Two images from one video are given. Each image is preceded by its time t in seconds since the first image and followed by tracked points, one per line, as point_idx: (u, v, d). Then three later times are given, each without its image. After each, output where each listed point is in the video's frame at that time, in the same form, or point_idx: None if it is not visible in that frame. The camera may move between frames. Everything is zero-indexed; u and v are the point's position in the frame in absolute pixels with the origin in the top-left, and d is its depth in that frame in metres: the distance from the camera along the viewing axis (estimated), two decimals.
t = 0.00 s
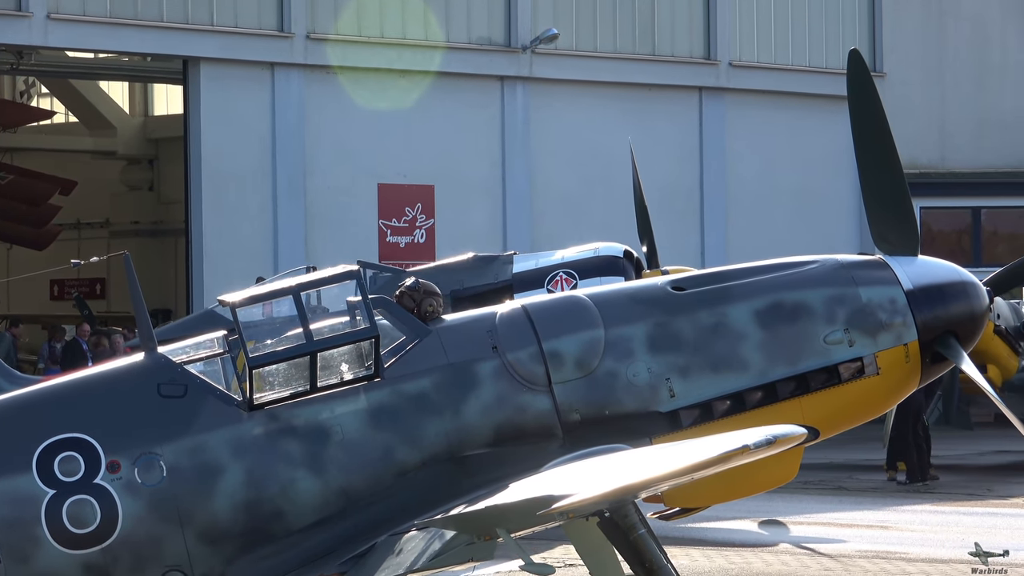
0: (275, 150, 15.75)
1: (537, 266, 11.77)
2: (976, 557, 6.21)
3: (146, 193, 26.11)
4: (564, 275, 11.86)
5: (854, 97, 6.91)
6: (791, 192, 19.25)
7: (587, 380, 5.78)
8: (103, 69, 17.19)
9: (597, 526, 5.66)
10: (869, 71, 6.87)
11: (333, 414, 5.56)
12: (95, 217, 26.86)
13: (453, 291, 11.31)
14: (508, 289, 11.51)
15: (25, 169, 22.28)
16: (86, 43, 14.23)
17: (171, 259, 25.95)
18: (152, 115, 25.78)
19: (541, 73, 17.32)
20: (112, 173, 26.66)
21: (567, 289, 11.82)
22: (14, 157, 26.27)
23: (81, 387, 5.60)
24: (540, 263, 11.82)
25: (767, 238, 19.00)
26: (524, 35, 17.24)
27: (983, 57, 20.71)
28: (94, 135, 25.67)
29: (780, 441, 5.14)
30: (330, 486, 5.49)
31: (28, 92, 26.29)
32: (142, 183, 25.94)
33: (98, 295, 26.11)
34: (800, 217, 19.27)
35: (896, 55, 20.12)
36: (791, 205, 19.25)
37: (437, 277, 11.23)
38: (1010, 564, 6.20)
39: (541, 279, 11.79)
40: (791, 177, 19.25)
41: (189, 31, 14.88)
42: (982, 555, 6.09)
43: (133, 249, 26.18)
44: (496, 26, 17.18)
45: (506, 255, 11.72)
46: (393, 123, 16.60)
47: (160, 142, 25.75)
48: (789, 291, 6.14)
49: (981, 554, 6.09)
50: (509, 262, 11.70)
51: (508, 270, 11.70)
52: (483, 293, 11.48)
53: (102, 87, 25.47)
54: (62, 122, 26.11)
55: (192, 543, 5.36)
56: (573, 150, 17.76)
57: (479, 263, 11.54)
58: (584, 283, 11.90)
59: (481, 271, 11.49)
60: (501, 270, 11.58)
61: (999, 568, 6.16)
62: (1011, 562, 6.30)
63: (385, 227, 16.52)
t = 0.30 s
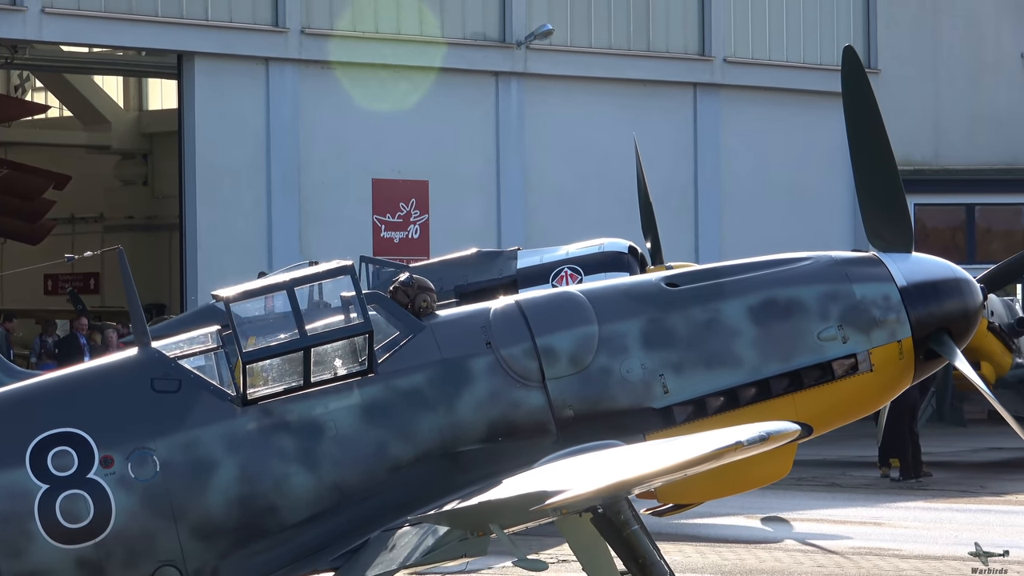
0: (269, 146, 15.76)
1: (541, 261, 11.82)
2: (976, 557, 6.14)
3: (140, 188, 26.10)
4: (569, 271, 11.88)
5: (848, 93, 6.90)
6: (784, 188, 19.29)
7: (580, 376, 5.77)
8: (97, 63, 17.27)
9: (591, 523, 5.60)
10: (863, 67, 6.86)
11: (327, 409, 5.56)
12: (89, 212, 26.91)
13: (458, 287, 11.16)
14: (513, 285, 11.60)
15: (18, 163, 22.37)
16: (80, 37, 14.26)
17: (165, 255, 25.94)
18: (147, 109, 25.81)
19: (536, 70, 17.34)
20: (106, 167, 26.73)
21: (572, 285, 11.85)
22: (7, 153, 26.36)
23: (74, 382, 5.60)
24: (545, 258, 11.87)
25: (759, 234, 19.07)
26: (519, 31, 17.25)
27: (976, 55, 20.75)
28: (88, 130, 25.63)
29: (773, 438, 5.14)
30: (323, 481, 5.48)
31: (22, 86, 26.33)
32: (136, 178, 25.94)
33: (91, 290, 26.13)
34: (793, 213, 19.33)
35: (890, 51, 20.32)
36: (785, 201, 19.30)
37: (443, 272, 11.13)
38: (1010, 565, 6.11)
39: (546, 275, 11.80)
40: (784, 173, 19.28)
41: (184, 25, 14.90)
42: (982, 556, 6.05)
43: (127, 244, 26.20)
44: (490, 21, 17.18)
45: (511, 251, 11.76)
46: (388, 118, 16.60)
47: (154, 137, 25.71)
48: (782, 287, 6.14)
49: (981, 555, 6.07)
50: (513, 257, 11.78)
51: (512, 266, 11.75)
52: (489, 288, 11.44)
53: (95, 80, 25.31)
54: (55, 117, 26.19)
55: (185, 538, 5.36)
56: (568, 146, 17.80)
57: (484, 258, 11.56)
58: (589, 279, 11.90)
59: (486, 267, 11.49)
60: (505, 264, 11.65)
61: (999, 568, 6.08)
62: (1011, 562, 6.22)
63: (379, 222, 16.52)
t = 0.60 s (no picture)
0: (264, 142, 15.79)
1: (546, 256, 11.99)
2: (977, 557, 5.99)
3: (136, 184, 26.12)
4: (575, 266, 12.06)
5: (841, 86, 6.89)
6: (778, 183, 19.32)
7: (575, 370, 5.79)
8: (92, 60, 17.41)
9: (586, 517, 5.69)
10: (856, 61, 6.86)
11: (323, 404, 5.57)
12: (86, 208, 26.97)
13: (464, 281, 10.97)
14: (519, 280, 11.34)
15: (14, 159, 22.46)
16: (73, 32, 14.25)
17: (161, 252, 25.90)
18: (142, 105, 25.99)
19: (530, 65, 17.32)
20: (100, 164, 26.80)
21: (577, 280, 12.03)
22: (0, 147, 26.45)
23: (71, 377, 5.61)
24: (552, 253, 12.04)
25: (754, 229, 19.09)
26: (514, 26, 17.23)
27: (971, 52, 20.60)
28: (83, 127, 26.01)
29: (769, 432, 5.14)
30: (319, 476, 5.51)
31: (19, 83, 26.32)
32: (132, 175, 26.00)
33: (90, 286, 26.20)
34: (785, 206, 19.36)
35: (884, 46, 20.17)
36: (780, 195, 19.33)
37: (449, 267, 10.91)
38: (1011, 564, 5.95)
39: (552, 269, 12.01)
40: (777, 167, 19.30)
41: (180, 21, 14.90)
42: (982, 555, 5.97)
43: (124, 240, 26.30)
44: (485, 17, 17.16)
45: (516, 245, 11.41)
46: (382, 114, 16.62)
47: (149, 133, 25.92)
48: (777, 282, 6.15)
49: (981, 552, 5.99)
50: (519, 252, 11.43)
51: (518, 261, 11.42)
52: (491, 283, 11.15)
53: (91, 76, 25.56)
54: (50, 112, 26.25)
55: (182, 532, 5.39)
56: (563, 141, 17.79)
57: (489, 254, 11.25)
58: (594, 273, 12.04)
59: (490, 262, 11.20)
60: (511, 260, 11.33)
61: (999, 567, 5.92)
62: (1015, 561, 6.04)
63: (373, 218, 16.57)
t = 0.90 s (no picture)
0: (287, 153, 17.89)
1: (549, 256, 12.76)
2: (976, 558, 6.27)
3: (172, 194, 27.55)
4: (574, 265, 12.82)
5: (803, 100, 7.56)
6: (746, 193, 21.96)
7: (565, 358, 6.47)
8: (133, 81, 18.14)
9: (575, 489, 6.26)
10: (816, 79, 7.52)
11: (340, 388, 6.25)
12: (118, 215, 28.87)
13: (474, 279, 11.57)
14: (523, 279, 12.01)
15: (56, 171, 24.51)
16: (120, 57, 16.27)
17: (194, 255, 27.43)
18: (178, 122, 26.84)
19: (525, 85, 19.58)
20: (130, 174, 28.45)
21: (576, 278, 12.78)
22: (55, 162, 27.00)
23: (114, 365, 6.27)
24: (553, 252, 12.82)
25: (724, 233, 21.75)
26: (509, 51, 19.46)
27: (917, 70, 23.79)
28: (125, 141, 26.86)
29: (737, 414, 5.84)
30: (337, 454, 6.18)
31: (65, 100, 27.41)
32: (168, 183, 27.38)
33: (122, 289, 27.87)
34: (752, 208, 21.99)
35: (839, 67, 23.07)
36: (747, 203, 21.97)
37: (462, 267, 11.42)
38: (1010, 564, 6.21)
39: (553, 269, 12.78)
40: (745, 177, 21.94)
41: (210, 47, 16.92)
42: (980, 555, 6.28)
43: (161, 245, 27.74)
44: (484, 43, 19.40)
45: (522, 246, 12.13)
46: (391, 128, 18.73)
47: (184, 147, 26.97)
48: (746, 279, 6.85)
49: (980, 553, 6.29)
50: (524, 253, 12.12)
51: (523, 261, 12.11)
52: (498, 281, 11.89)
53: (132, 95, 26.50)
54: (97, 127, 27.26)
55: (215, 504, 6.07)
56: (552, 155, 20.12)
57: (497, 253, 11.92)
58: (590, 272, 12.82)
59: (497, 262, 11.87)
60: (517, 260, 12.02)
61: (999, 567, 6.18)
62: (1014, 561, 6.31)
63: (385, 223, 18.69)
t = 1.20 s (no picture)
0: (286, 153, 18.05)
1: (552, 252, 12.67)
2: (976, 558, 6.36)
3: (174, 192, 27.71)
4: (577, 262, 12.87)
5: (791, 101, 7.72)
6: (739, 190, 22.17)
7: (559, 353, 6.60)
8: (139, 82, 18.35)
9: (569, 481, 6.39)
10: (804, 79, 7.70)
11: (338, 382, 6.37)
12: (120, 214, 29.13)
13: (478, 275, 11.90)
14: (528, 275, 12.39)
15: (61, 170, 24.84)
16: (122, 58, 16.46)
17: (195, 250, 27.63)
18: (181, 122, 27.09)
19: (519, 86, 19.76)
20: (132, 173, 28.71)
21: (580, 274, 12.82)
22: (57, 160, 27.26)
23: (117, 360, 6.40)
24: (556, 249, 12.76)
25: (718, 231, 21.95)
26: (504, 52, 19.64)
27: (904, 72, 24.50)
28: (128, 140, 27.12)
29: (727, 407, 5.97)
30: (335, 447, 6.30)
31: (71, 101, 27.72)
32: (171, 182, 27.51)
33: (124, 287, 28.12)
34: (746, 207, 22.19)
35: (829, 67, 23.67)
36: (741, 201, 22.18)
37: (465, 263, 11.82)
38: (1010, 563, 6.27)
39: (557, 265, 12.69)
40: (739, 176, 22.13)
41: (211, 48, 17.11)
42: (981, 555, 6.39)
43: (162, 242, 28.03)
44: (480, 44, 19.57)
45: (524, 244, 12.51)
46: (389, 127, 18.91)
47: (187, 146, 27.23)
48: (736, 275, 7.01)
49: (981, 553, 6.40)
50: (527, 249, 12.53)
51: (526, 257, 12.53)
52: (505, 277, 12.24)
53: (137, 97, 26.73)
54: (101, 126, 27.51)
55: (216, 496, 6.19)
56: (548, 153, 20.30)
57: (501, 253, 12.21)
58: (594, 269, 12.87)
59: (501, 258, 12.25)
60: (520, 256, 12.39)
61: (999, 567, 6.25)
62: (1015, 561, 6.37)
63: (383, 220, 18.86)
